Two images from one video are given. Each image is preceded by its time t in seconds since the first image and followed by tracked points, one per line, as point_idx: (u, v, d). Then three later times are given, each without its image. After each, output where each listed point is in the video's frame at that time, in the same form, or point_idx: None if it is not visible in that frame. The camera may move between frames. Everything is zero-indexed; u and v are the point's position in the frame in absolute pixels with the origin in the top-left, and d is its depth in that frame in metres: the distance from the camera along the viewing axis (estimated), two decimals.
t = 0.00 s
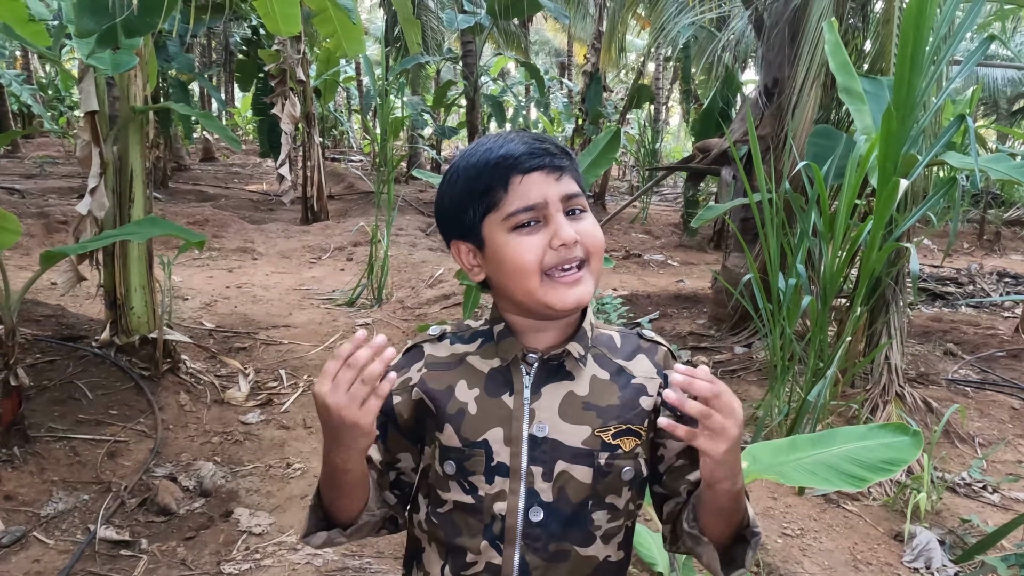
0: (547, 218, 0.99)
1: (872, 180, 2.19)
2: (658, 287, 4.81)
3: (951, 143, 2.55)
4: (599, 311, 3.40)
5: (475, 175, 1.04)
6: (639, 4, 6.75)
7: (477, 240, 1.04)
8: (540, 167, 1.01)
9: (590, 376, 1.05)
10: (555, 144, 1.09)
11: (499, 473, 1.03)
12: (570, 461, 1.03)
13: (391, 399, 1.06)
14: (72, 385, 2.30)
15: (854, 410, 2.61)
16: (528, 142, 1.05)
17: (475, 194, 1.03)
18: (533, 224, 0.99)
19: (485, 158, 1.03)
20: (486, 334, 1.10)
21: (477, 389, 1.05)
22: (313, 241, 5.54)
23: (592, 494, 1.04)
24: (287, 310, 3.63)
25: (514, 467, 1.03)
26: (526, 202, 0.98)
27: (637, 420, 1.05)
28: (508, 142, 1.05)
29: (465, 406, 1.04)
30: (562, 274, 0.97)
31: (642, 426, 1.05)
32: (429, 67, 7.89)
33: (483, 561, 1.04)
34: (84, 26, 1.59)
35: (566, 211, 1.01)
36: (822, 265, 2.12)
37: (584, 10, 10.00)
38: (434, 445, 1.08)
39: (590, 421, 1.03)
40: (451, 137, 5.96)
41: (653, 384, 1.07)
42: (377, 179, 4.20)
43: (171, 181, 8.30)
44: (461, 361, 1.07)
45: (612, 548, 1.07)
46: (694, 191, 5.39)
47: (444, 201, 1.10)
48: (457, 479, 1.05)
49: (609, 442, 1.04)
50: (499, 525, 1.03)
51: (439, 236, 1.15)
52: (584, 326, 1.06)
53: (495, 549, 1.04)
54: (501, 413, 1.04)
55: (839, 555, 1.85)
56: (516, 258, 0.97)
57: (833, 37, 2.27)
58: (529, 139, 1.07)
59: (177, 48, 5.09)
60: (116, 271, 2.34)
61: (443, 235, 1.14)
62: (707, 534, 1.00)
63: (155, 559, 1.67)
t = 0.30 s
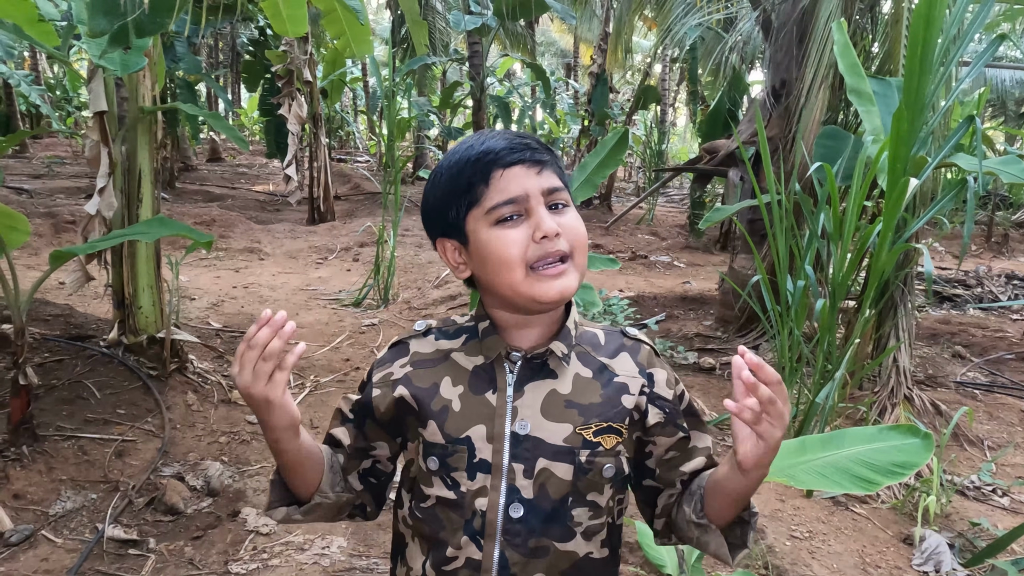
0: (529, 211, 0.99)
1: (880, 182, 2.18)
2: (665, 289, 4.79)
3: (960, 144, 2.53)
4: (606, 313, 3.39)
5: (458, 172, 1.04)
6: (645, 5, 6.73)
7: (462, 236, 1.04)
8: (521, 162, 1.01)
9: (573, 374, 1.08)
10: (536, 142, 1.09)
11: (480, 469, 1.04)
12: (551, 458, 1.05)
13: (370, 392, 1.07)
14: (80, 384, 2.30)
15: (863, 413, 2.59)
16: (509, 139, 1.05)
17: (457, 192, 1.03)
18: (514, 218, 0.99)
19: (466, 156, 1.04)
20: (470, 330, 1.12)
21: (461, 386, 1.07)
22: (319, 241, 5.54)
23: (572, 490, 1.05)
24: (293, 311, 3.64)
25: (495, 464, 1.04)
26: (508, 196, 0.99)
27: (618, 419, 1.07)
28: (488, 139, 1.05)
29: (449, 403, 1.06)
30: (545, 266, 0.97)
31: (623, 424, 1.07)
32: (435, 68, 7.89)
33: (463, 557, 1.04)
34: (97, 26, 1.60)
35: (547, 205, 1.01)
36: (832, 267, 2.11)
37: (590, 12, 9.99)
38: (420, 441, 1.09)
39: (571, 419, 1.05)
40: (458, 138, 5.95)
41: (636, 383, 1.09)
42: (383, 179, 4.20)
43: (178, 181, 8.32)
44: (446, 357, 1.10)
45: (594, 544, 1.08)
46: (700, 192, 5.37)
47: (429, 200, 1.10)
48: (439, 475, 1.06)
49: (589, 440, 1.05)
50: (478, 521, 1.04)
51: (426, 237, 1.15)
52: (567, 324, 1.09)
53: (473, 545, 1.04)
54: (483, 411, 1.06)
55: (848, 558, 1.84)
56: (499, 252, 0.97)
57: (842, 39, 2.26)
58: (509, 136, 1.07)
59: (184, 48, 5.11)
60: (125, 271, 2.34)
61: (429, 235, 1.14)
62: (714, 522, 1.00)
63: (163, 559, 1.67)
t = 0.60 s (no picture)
0: (504, 212, 0.98)
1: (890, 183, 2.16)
2: (671, 290, 4.78)
3: (970, 146, 2.50)
4: (612, 314, 3.38)
5: (434, 169, 1.02)
6: (653, 7, 6.71)
7: (436, 234, 1.03)
8: (498, 163, 1.00)
9: (544, 369, 1.07)
10: (514, 141, 1.08)
11: (451, 463, 1.04)
12: (522, 452, 1.04)
13: (343, 384, 1.06)
14: (88, 383, 2.31)
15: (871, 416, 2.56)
16: (486, 138, 1.03)
17: (433, 189, 1.02)
18: (489, 218, 0.98)
19: (444, 153, 1.02)
20: (443, 325, 1.11)
21: (433, 380, 1.06)
22: (326, 242, 5.55)
23: (542, 483, 1.06)
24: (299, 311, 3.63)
25: (466, 457, 1.04)
26: (484, 197, 0.98)
27: (588, 413, 1.06)
28: (466, 137, 1.03)
29: (421, 397, 1.05)
30: (519, 269, 0.97)
31: (592, 419, 1.06)
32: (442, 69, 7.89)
33: (435, 549, 1.05)
34: (108, 25, 1.60)
35: (522, 206, 1.01)
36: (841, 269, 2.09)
37: (597, 13, 9.98)
38: (392, 435, 1.08)
39: (542, 414, 1.05)
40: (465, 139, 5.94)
41: (605, 377, 1.08)
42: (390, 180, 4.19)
43: (186, 182, 8.35)
44: (419, 351, 1.08)
45: (565, 536, 1.09)
46: (708, 193, 5.35)
47: (404, 194, 1.08)
48: (411, 468, 1.06)
49: (559, 434, 1.05)
50: (450, 513, 1.04)
51: (397, 230, 1.13)
52: (538, 321, 1.09)
53: (446, 536, 1.05)
54: (455, 405, 1.05)
55: (858, 562, 1.82)
56: (473, 253, 0.97)
57: (851, 39, 2.24)
58: (488, 135, 1.05)
59: (192, 49, 5.13)
60: (132, 271, 2.35)
61: (401, 228, 1.12)
62: (682, 503, 1.02)
63: (170, 559, 1.66)
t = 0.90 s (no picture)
0: (487, 225, 0.97)
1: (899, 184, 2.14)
2: (677, 291, 4.76)
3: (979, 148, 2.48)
4: (617, 315, 3.37)
5: (411, 184, 0.99)
6: (659, 7, 6.70)
7: (418, 249, 1.00)
8: (476, 174, 0.97)
9: (529, 367, 1.07)
10: (487, 146, 1.05)
11: (443, 463, 1.03)
12: (511, 449, 1.04)
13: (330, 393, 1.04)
14: (94, 383, 2.31)
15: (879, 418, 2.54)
16: (461, 147, 1.00)
17: (412, 204, 0.98)
18: (473, 233, 0.96)
19: (421, 167, 0.98)
20: (426, 328, 1.09)
21: (420, 382, 1.05)
22: (331, 242, 5.55)
23: (533, 479, 1.06)
24: (305, 311, 3.63)
25: (456, 457, 1.03)
26: (466, 212, 0.96)
27: (574, 408, 1.07)
28: (441, 148, 0.99)
29: (409, 399, 1.05)
30: (509, 281, 0.97)
31: (579, 413, 1.07)
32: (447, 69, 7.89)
33: (429, 548, 1.04)
34: (114, 25, 1.60)
35: (503, 216, 0.99)
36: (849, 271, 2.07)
37: (603, 13, 9.97)
38: (381, 436, 1.08)
39: (529, 410, 1.05)
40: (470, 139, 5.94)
41: (588, 372, 1.09)
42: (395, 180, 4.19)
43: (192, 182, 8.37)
44: (404, 355, 1.07)
45: (557, 531, 1.09)
46: (714, 194, 5.33)
47: (378, 207, 1.04)
48: (402, 470, 1.05)
49: (547, 429, 1.05)
50: (443, 513, 1.04)
51: (372, 239, 1.10)
52: (521, 319, 1.08)
53: (438, 536, 1.04)
54: (443, 405, 1.05)
55: (867, 566, 1.79)
56: (460, 270, 0.95)
57: (859, 40, 2.22)
58: (462, 143, 1.02)
59: (198, 50, 5.14)
60: (139, 271, 2.34)
61: (376, 238, 1.09)
62: (669, 496, 1.05)
63: (177, 560, 1.66)
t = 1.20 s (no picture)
0: (463, 249, 0.94)
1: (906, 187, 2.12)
2: (681, 293, 4.75)
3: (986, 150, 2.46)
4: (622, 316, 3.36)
5: (384, 208, 0.95)
6: (664, 8, 6.69)
7: (395, 271, 0.98)
8: (450, 197, 0.94)
9: (518, 373, 1.06)
10: (461, 159, 1.01)
11: (439, 476, 1.02)
12: (507, 458, 1.04)
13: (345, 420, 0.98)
14: (98, 384, 2.31)
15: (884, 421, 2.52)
16: (433, 167, 0.96)
17: (385, 227, 0.95)
18: (450, 258, 0.94)
19: (392, 191, 0.94)
20: (416, 334, 1.05)
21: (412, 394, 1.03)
22: (335, 242, 5.56)
23: (529, 485, 1.06)
24: (309, 312, 3.64)
25: (452, 469, 1.03)
26: (442, 237, 0.93)
27: (565, 410, 1.07)
28: (412, 168, 0.95)
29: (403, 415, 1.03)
30: (486, 301, 0.96)
31: (569, 415, 1.08)
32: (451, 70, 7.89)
33: (429, 559, 1.03)
34: (117, 25, 1.62)
35: (480, 235, 0.97)
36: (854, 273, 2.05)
37: (608, 14, 9.97)
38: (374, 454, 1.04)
39: (521, 418, 1.05)
40: (474, 140, 5.93)
41: (576, 372, 1.09)
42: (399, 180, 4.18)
43: (197, 183, 8.40)
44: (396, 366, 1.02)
45: (554, 532, 1.10)
46: (718, 195, 5.32)
47: (352, 226, 1.01)
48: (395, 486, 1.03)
49: (541, 436, 1.06)
50: (442, 525, 1.03)
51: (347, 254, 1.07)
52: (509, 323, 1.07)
53: (439, 546, 1.03)
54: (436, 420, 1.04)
55: (873, 571, 1.77)
56: (439, 296, 0.95)
57: (864, 41, 2.20)
58: (435, 160, 0.97)
59: (203, 50, 5.16)
60: (143, 272, 2.35)
61: (350, 253, 1.05)
62: (655, 489, 1.05)
63: (180, 561, 1.66)
